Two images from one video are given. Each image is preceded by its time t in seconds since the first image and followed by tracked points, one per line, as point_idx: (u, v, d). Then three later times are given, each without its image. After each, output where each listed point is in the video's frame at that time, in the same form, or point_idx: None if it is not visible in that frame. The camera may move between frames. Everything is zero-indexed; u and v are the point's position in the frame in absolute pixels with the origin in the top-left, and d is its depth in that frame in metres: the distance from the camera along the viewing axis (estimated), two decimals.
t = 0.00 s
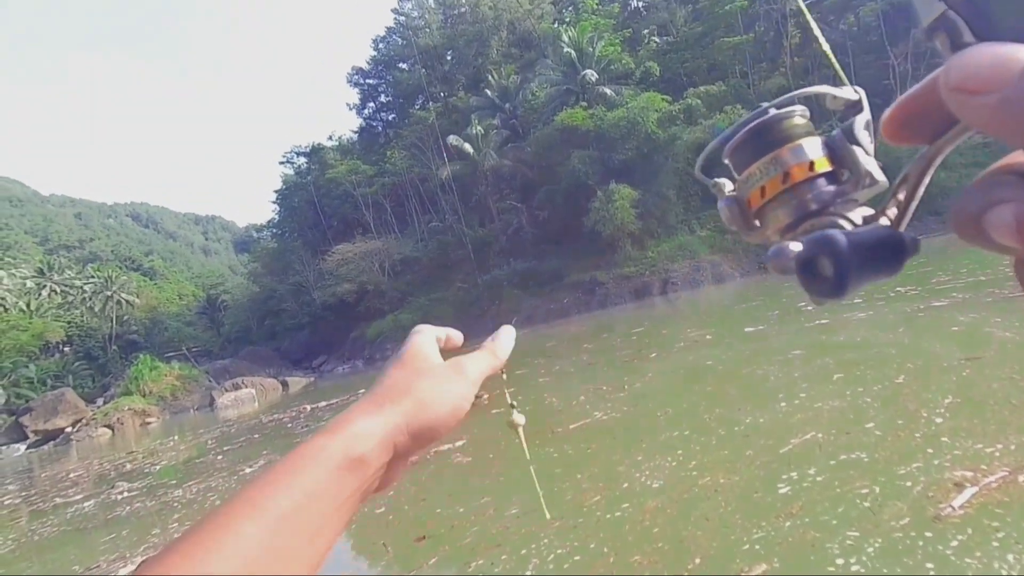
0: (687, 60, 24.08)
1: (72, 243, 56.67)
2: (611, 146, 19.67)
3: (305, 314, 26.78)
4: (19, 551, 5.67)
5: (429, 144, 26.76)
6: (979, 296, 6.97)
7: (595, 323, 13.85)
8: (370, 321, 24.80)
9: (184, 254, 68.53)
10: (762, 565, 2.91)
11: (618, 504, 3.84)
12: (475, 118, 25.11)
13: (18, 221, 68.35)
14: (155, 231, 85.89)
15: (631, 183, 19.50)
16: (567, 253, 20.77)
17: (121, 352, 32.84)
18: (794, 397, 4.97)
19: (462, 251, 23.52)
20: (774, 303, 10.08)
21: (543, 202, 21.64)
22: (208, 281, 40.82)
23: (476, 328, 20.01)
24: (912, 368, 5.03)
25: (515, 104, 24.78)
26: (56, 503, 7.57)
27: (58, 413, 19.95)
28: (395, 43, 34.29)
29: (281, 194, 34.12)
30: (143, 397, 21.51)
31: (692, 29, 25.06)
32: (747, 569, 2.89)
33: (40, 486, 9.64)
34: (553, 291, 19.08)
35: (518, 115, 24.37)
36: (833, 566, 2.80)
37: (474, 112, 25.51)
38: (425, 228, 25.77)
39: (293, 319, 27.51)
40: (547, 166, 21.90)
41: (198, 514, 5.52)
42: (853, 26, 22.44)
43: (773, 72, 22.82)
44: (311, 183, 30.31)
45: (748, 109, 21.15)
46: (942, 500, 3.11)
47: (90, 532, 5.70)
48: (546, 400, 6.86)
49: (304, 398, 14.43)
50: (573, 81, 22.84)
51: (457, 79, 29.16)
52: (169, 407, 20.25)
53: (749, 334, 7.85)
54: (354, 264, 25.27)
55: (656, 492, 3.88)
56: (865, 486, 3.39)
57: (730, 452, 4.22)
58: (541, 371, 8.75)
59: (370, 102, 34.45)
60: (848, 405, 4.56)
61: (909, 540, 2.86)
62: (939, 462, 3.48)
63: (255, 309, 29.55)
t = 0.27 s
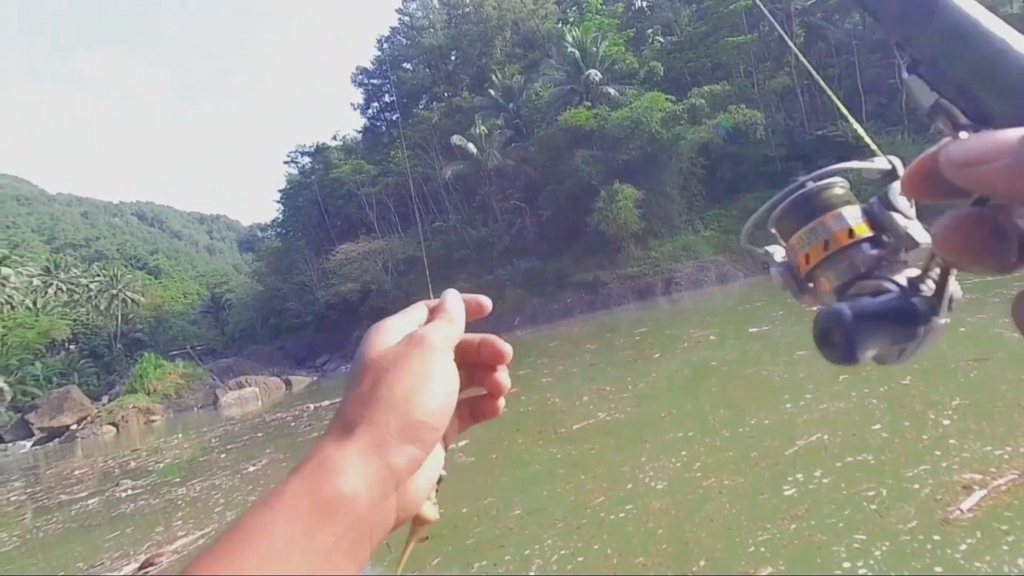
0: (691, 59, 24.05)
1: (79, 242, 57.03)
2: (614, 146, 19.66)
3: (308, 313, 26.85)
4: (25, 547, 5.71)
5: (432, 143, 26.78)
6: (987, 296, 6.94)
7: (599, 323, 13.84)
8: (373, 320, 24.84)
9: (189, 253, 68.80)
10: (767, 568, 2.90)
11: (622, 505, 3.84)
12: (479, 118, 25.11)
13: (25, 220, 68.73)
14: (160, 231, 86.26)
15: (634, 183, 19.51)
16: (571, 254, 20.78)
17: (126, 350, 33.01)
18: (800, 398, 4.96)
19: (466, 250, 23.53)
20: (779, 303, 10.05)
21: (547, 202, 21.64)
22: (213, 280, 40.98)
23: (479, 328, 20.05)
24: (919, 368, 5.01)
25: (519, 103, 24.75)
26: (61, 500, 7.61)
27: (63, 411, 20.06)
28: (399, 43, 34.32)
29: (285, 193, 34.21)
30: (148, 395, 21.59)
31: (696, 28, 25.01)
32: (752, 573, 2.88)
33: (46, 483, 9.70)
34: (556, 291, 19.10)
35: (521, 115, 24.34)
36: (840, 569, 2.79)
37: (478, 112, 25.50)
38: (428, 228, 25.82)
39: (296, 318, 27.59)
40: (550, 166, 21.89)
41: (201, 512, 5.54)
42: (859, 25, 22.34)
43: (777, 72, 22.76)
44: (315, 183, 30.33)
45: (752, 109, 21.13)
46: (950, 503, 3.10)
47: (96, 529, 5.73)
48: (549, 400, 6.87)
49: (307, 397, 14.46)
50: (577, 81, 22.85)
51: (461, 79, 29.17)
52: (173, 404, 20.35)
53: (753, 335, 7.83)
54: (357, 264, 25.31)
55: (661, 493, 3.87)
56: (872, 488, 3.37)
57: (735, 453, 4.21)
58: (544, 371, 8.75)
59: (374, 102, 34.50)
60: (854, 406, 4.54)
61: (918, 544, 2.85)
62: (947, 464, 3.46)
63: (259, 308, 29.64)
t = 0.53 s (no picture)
0: (704, 53, 23.89)
1: (100, 241, 58.31)
2: (626, 142, 19.59)
3: (322, 310, 27.10)
4: (55, 534, 5.88)
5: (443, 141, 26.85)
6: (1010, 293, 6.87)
7: (611, 319, 13.86)
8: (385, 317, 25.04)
9: (206, 251, 69.99)
10: (785, 566, 2.93)
11: (637, 503, 3.86)
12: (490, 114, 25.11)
13: (48, 220, 70.24)
14: (177, 229, 87.77)
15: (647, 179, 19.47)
16: (583, 251, 20.80)
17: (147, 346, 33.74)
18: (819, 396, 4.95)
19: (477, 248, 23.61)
20: (796, 300, 9.97)
21: (558, 198, 21.64)
22: (228, 278, 41.56)
23: (490, 325, 20.12)
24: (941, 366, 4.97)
25: (530, 99, 24.68)
26: (87, 490, 7.82)
27: (87, 405, 20.55)
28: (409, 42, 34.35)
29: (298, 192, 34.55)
30: (167, 390, 22.00)
31: (710, 21, 24.77)
32: (772, 571, 2.91)
33: (70, 474, 9.97)
34: (568, 288, 19.13)
35: (532, 111, 24.25)
36: (861, 568, 2.81)
37: (488, 109, 25.46)
38: (439, 225, 25.93)
39: (310, 315, 27.92)
40: (561, 162, 21.84)
41: (221, 504, 5.66)
42: (879, 15, 21.96)
43: (793, 64, 22.49)
44: (327, 181, 30.42)
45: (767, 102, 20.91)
46: (975, 503, 3.10)
47: (121, 519, 5.89)
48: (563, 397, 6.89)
49: (322, 392, 14.65)
50: (588, 77, 22.78)
51: (472, 76, 29.18)
52: (191, 399, 20.72)
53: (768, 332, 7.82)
54: (370, 261, 25.48)
55: (676, 492, 3.89)
56: (893, 488, 3.38)
57: (753, 451, 4.21)
58: (557, 368, 8.78)
59: (385, 100, 34.62)
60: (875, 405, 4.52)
61: (942, 544, 2.86)
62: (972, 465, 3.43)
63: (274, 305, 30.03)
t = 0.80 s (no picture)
0: (722, 40, 23.49)
1: (129, 242, 59.91)
2: (643, 133, 19.38)
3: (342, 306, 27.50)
4: (94, 524, 6.13)
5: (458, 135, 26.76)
6: None
7: (630, 312, 13.82)
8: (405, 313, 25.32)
9: (229, 250, 71.46)
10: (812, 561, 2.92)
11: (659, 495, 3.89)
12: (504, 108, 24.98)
13: (77, 221, 72.30)
14: (201, 228, 89.63)
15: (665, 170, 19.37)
16: (601, 243, 20.71)
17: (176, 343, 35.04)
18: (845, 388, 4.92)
19: (494, 242, 23.67)
20: (820, 290, 9.83)
21: (575, 191, 21.56)
22: (251, 276, 42.38)
23: (509, 319, 20.20)
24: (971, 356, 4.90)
25: (546, 92, 24.51)
26: (122, 482, 8.12)
27: (120, 401, 21.26)
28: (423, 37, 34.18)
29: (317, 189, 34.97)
30: (195, 385, 22.60)
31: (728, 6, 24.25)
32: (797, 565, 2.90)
33: (106, 467, 10.35)
34: (586, 281, 19.10)
35: (547, 104, 24.05)
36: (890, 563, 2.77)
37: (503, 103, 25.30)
38: (457, 220, 26.06)
39: (331, 311, 28.36)
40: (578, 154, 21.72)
41: (250, 496, 5.84)
42: None
43: (816, 48, 21.95)
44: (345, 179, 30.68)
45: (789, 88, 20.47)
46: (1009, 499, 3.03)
47: (156, 510, 6.11)
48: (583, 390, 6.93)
49: (344, 387, 14.92)
50: (604, 67, 22.58)
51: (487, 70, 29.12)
52: (218, 394, 21.27)
53: (793, 323, 7.72)
54: (388, 257, 25.62)
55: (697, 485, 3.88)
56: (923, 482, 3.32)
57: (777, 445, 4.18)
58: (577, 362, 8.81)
59: (401, 96, 34.74)
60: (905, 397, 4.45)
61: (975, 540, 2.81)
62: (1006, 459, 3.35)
63: (296, 302, 30.57)
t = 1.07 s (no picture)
0: (737, 33, 23.17)
1: (147, 241, 60.88)
2: (656, 128, 19.20)
3: (356, 303, 27.68)
4: (115, 518, 6.24)
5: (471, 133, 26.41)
6: None
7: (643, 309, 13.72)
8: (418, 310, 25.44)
9: (245, 248, 72.33)
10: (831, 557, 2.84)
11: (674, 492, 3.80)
12: (516, 104, 24.85)
13: (97, 221, 73.52)
14: (217, 227, 90.84)
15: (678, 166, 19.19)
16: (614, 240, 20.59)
17: (194, 341, 35.45)
18: (866, 384, 4.80)
19: (507, 239, 23.67)
20: (837, 286, 9.68)
21: (587, 187, 21.47)
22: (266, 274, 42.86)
23: (521, 316, 20.18)
24: (998, 352, 4.74)
25: (558, 88, 24.36)
26: (143, 477, 8.26)
27: (140, 397, 21.64)
28: (435, 34, 34.18)
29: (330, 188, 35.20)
30: (212, 382, 22.91)
31: None
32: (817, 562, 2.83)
33: (127, 462, 10.55)
34: (599, 278, 19.03)
35: (559, 100, 23.92)
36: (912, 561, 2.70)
37: (515, 100, 25.19)
38: (469, 218, 26.09)
39: (345, 308, 28.60)
40: (590, 150, 21.60)
41: (266, 491, 5.90)
42: None
43: (833, 41, 21.55)
44: (358, 177, 30.84)
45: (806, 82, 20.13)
46: None
47: (175, 504, 6.21)
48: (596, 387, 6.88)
49: (358, 384, 15.04)
50: (617, 63, 22.39)
51: (499, 66, 29.04)
52: (234, 391, 21.56)
53: (810, 319, 7.61)
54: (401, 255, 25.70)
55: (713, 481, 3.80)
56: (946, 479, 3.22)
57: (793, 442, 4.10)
58: (590, 359, 8.75)
59: (413, 94, 34.76)
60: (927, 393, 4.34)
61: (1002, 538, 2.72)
62: None
63: (310, 300, 30.87)
